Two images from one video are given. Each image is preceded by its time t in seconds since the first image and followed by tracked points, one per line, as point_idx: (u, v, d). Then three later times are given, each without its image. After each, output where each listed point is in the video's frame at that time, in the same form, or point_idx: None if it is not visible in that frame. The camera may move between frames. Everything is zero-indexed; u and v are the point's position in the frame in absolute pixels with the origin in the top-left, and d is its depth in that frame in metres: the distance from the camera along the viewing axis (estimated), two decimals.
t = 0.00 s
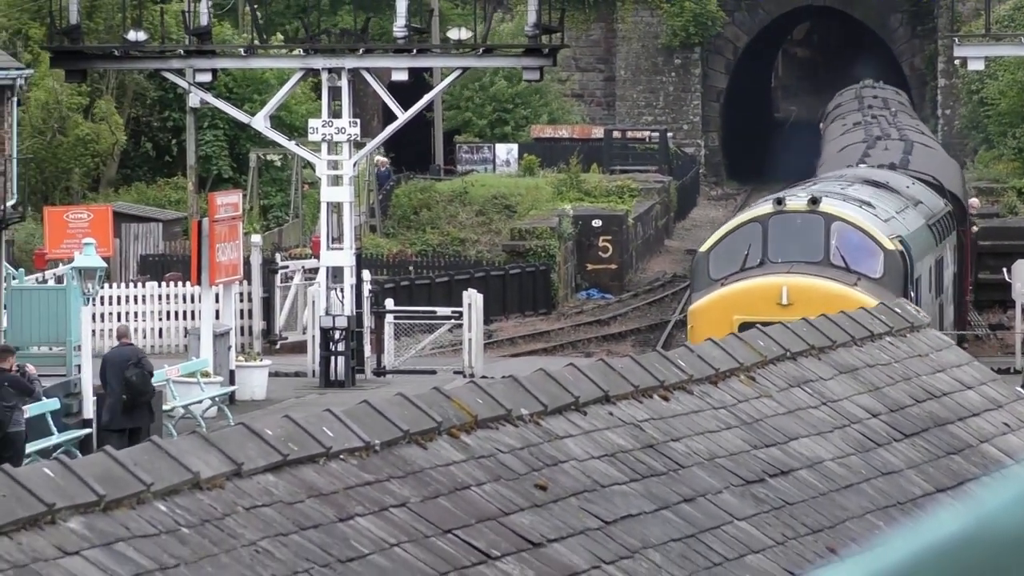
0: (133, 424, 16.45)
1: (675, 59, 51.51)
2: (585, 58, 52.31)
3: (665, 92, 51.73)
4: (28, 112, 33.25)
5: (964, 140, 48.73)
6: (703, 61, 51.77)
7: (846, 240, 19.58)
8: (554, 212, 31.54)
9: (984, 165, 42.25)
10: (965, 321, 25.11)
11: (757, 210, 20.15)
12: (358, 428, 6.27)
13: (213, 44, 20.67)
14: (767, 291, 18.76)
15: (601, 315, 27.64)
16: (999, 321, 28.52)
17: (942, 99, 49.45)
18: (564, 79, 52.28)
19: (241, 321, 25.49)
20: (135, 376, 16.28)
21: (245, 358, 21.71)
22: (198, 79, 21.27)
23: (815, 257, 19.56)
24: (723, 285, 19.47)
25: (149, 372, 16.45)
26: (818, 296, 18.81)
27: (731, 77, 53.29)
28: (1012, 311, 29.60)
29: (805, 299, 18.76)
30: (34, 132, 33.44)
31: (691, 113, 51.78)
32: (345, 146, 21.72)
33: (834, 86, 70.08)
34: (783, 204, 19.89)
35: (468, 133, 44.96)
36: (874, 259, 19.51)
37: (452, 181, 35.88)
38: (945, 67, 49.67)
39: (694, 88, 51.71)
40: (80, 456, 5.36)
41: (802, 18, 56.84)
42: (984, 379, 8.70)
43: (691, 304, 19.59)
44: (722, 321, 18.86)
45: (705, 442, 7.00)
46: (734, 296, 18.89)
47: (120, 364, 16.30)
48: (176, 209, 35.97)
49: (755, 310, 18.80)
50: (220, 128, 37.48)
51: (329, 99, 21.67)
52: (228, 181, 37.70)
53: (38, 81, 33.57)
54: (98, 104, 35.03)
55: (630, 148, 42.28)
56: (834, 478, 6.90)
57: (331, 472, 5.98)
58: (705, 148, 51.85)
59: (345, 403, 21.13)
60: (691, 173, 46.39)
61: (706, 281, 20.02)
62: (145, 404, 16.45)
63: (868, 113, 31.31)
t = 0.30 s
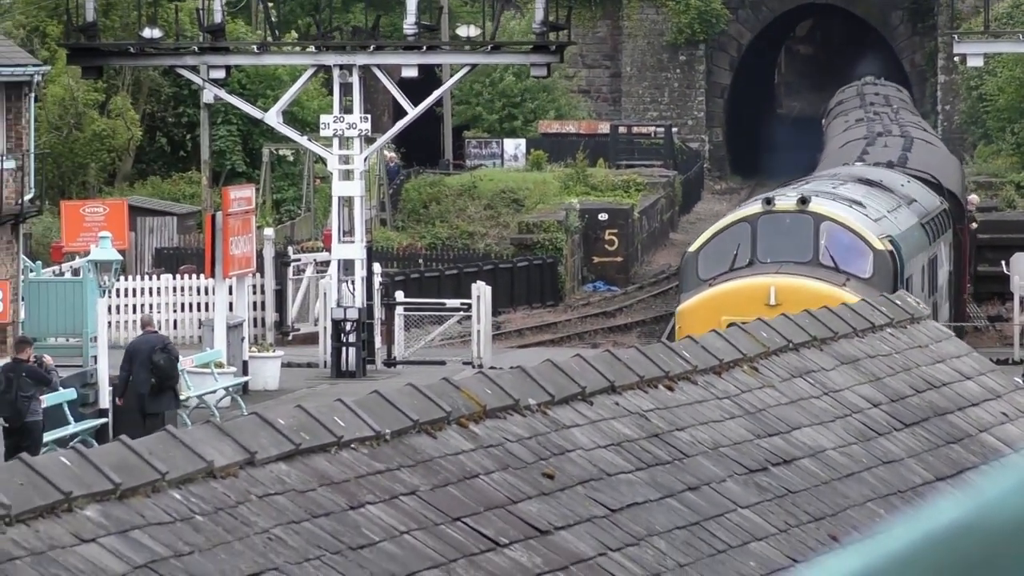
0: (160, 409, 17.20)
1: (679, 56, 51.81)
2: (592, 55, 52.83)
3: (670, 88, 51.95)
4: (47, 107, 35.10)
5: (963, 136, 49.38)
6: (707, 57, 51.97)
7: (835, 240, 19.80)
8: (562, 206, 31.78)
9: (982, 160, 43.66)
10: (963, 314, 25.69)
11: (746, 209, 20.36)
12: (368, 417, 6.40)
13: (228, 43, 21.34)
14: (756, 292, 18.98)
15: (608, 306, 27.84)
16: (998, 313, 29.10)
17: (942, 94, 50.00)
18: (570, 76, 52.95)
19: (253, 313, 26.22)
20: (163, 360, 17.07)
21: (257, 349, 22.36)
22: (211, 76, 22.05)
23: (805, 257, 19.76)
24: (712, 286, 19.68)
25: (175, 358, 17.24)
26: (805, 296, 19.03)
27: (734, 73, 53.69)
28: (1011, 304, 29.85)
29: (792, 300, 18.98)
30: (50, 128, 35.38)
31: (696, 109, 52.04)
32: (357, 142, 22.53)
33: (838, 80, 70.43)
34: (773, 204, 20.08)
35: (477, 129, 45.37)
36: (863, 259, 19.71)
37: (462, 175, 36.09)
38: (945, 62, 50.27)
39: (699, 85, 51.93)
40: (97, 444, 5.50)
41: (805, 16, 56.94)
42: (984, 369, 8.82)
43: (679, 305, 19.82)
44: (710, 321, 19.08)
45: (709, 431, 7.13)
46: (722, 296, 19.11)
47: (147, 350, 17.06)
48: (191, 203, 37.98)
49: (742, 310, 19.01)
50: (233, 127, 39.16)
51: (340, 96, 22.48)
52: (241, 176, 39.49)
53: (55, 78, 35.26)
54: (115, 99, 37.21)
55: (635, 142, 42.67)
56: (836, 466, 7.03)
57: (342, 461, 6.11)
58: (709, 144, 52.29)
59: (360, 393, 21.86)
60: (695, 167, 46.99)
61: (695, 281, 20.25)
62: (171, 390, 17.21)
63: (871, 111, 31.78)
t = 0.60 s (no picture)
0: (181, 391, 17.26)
1: (683, 50, 52.66)
2: (597, 49, 53.67)
3: (674, 81, 52.81)
4: (60, 102, 35.45)
5: (962, 128, 50.26)
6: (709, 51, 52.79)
7: (822, 237, 19.90)
8: (567, 197, 32.52)
9: (977, 154, 45.21)
10: (960, 302, 26.08)
11: (733, 206, 20.56)
12: (377, 405, 6.53)
13: (238, 37, 21.94)
14: (740, 290, 19.12)
15: (612, 296, 28.08)
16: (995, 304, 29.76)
17: (940, 88, 51.18)
18: (575, 69, 53.79)
19: (265, 302, 26.40)
20: (181, 345, 17.22)
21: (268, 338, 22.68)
22: (223, 71, 22.53)
23: (791, 254, 19.97)
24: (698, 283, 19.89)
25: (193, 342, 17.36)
26: (790, 293, 19.15)
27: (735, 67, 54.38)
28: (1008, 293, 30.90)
29: (777, 296, 19.12)
30: (66, 121, 35.64)
31: (698, 102, 52.89)
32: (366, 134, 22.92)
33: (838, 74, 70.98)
34: (758, 201, 20.25)
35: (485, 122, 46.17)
36: (850, 257, 19.81)
37: (468, 167, 36.49)
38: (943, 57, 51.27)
39: (701, 78, 52.77)
40: (113, 431, 5.61)
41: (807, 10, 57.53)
42: (980, 357, 8.97)
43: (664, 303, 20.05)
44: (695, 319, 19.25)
45: (711, 418, 7.27)
46: (706, 294, 19.26)
47: (166, 336, 17.19)
48: (204, 194, 38.82)
49: (728, 308, 19.17)
50: (244, 119, 40.48)
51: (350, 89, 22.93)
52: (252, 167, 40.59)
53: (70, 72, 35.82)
54: (129, 94, 37.68)
55: (639, 136, 43.95)
56: (837, 453, 7.17)
57: (352, 447, 6.24)
58: (711, 137, 52.91)
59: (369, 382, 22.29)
60: (698, 160, 47.71)
61: (681, 279, 20.46)
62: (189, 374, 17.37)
63: (871, 104, 32.27)
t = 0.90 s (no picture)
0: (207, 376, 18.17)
1: (688, 40, 53.43)
2: (605, 40, 54.51)
3: (680, 71, 53.52)
4: (79, 91, 36.70)
5: (963, 117, 50.94)
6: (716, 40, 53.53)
7: (811, 230, 20.07)
8: (576, 183, 33.16)
9: (977, 141, 46.36)
10: (958, 291, 26.77)
11: (721, 199, 20.64)
12: (389, 388, 6.67)
13: (252, 27, 22.52)
14: (728, 283, 19.30)
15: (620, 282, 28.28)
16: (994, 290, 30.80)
17: (942, 77, 51.81)
18: (584, 59, 54.66)
19: (280, 288, 26.73)
20: (209, 333, 18.10)
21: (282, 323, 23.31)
22: (238, 61, 23.20)
23: (781, 247, 20.08)
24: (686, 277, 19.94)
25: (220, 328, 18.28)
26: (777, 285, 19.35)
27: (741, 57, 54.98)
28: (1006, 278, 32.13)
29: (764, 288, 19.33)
30: (84, 110, 36.93)
31: (704, 91, 53.54)
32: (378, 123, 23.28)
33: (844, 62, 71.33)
34: (748, 194, 20.36)
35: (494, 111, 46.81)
36: (839, 250, 20.03)
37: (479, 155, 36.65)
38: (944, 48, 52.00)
39: (707, 68, 53.41)
40: (130, 414, 5.73)
41: None
42: (981, 342, 9.11)
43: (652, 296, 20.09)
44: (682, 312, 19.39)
45: (717, 402, 7.40)
46: (693, 287, 19.43)
47: (196, 322, 18.10)
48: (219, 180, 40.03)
49: (715, 301, 19.35)
50: (259, 107, 41.71)
51: (361, 78, 23.31)
52: (266, 156, 42.12)
53: (88, 62, 36.86)
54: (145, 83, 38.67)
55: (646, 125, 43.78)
56: (840, 436, 7.30)
57: (365, 430, 6.37)
58: (716, 126, 53.68)
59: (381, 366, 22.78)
60: (705, 147, 48.35)
61: (670, 271, 20.46)
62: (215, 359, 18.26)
63: (875, 95, 32.64)
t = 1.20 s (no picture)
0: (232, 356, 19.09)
1: (696, 33, 53.89)
2: (615, 33, 55.43)
3: (688, 63, 54.05)
4: (99, 83, 37.36)
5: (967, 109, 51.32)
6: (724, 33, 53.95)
7: (801, 226, 20.31)
8: (586, 174, 33.38)
9: (980, 132, 46.66)
10: (959, 279, 27.13)
11: (710, 194, 20.83)
12: (403, 374, 6.82)
13: (268, 21, 23.09)
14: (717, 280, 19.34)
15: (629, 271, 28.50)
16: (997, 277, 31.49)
17: (945, 70, 52.03)
18: (594, 52, 55.55)
19: (295, 275, 26.84)
20: (238, 311, 18.92)
21: (296, 311, 23.51)
22: (255, 53, 23.55)
23: (771, 243, 20.28)
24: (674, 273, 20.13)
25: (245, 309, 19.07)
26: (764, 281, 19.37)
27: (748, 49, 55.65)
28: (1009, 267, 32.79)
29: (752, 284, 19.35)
30: (104, 101, 37.43)
31: (712, 84, 53.96)
32: (392, 115, 23.44)
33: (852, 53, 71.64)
34: (737, 190, 20.56)
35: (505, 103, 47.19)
36: (829, 246, 20.29)
37: (491, 145, 36.68)
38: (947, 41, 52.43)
39: (715, 61, 53.90)
40: (149, 400, 5.87)
41: None
42: (983, 329, 9.25)
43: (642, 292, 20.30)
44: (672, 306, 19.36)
45: (725, 388, 7.55)
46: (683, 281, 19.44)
47: (223, 303, 18.85)
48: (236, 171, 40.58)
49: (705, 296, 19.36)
50: (275, 98, 42.13)
51: (375, 70, 23.46)
52: (283, 146, 42.34)
53: (108, 54, 37.49)
54: (165, 74, 38.82)
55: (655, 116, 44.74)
56: (845, 421, 7.45)
57: (379, 414, 6.52)
58: (725, 117, 53.88)
59: (394, 352, 23.10)
60: (712, 138, 48.78)
61: (660, 268, 20.67)
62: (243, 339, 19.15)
63: (880, 87, 32.96)
